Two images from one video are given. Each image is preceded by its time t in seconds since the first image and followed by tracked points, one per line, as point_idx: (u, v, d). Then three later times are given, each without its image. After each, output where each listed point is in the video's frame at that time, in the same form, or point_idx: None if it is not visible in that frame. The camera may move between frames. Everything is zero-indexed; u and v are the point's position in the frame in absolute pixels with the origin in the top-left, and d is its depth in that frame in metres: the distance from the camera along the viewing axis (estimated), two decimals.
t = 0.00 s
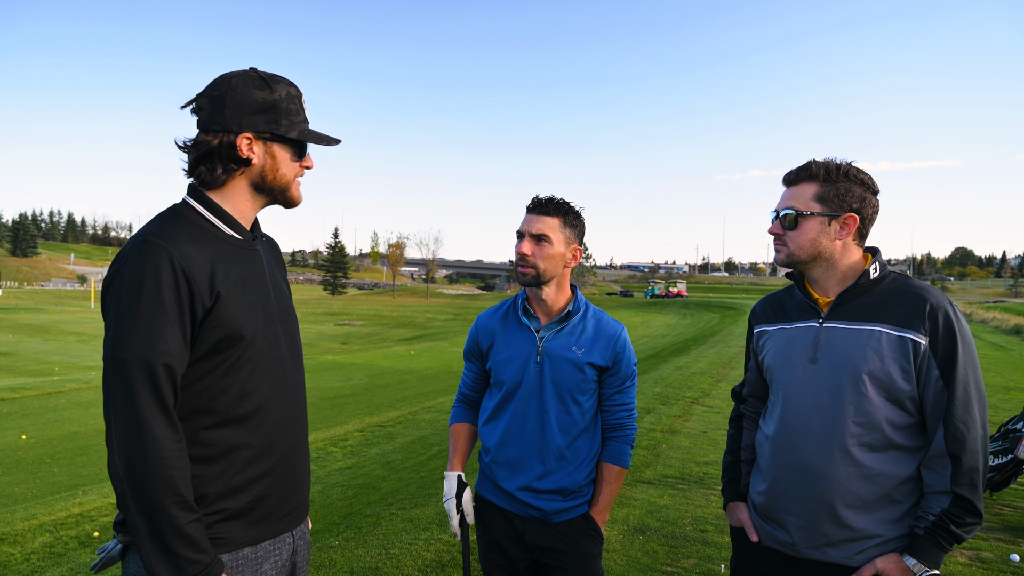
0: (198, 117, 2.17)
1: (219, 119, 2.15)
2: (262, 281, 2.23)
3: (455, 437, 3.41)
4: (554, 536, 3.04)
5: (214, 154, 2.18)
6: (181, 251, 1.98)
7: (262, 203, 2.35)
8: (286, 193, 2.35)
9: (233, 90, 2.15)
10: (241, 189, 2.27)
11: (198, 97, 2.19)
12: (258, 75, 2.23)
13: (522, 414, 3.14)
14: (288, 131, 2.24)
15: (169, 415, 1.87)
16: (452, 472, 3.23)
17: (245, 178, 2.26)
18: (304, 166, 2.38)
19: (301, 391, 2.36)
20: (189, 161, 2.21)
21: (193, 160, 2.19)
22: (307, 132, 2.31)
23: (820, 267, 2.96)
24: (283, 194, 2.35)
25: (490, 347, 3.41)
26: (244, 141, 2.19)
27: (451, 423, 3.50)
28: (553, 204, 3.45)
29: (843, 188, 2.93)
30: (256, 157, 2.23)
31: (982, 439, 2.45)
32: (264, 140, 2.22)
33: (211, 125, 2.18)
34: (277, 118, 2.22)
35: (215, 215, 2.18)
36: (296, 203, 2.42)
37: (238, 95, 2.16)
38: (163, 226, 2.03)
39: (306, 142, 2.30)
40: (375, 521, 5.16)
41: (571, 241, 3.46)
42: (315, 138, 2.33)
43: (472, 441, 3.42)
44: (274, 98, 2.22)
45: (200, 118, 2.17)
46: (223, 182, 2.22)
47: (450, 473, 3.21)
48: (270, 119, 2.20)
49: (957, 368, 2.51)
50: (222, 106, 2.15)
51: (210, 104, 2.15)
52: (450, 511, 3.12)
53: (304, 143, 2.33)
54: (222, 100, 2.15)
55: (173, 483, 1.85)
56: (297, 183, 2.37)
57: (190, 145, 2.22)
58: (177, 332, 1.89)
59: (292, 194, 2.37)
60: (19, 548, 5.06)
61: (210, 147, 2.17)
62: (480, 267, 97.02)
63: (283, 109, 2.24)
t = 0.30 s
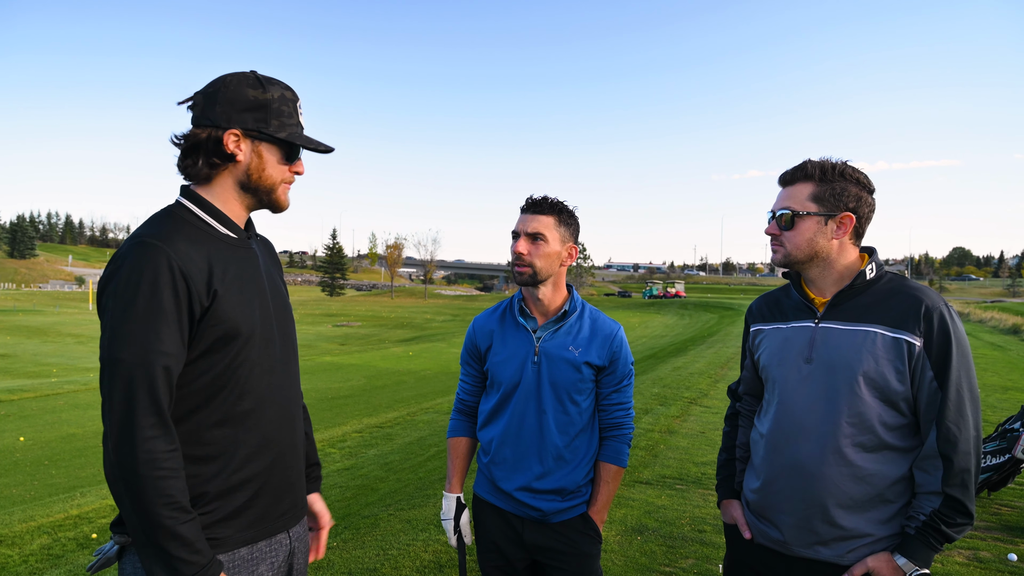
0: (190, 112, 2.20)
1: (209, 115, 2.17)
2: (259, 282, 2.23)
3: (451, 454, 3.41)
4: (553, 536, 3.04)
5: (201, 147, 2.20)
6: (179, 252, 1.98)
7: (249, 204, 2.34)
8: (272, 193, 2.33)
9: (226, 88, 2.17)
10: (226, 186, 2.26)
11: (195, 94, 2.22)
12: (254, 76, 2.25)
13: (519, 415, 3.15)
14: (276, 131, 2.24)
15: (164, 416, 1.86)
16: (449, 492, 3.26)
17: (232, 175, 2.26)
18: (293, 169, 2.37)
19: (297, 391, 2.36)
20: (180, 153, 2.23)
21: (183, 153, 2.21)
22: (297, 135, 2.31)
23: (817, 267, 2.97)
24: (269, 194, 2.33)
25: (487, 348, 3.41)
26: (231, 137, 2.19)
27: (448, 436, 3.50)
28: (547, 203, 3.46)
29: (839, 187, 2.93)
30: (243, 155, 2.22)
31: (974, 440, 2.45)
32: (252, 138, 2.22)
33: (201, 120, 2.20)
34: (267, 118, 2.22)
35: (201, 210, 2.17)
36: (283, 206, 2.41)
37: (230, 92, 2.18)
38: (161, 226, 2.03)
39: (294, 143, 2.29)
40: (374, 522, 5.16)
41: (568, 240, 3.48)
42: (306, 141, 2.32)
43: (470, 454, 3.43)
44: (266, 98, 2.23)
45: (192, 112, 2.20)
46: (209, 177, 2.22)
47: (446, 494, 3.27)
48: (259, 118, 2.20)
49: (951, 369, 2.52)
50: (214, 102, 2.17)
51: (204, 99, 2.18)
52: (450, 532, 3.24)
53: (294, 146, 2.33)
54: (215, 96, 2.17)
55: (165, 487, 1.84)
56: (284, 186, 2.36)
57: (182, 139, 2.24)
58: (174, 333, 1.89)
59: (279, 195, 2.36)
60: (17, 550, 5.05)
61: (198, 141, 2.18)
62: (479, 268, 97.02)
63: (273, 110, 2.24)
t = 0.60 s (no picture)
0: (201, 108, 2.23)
1: (217, 113, 2.19)
2: (253, 281, 2.24)
3: (451, 456, 3.42)
4: (552, 536, 3.05)
5: (205, 143, 2.22)
6: (169, 248, 1.98)
7: (245, 207, 2.34)
8: (269, 198, 2.33)
9: (237, 89, 2.20)
10: (225, 185, 2.27)
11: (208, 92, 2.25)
12: (267, 82, 2.27)
13: (518, 415, 3.16)
14: (279, 137, 2.24)
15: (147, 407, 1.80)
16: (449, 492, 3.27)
17: (231, 175, 2.26)
18: (295, 178, 2.37)
19: (292, 391, 2.37)
20: (186, 148, 2.26)
21: (189, 146, 2.24)
22: (301, 144, 2.30)
23: (812, 266, 2.98)
24: (266, 198, 2.33)
25: (487, 348, 3.42)
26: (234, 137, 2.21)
27: (447, 436, 3.51)
28: (545, 202, 3.48)
29: (834, 187, 2.95)
30: (243, 156, 2.23)
31: (968, 441, 2.47)
32: (254, 141, 2.23)
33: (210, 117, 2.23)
34: (272, 123, 2.23)
35: (198, 208, 2.19)
36: (280, 213, 2.40)
37: (240, 92, 2.20)
38: (152, 224, 2.04)
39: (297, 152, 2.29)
40: (372, 523, 5.17)
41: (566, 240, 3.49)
42: (309, 152, 2.32)
43: (470, 455, 3.44)
44: (274, 104, 2.24)
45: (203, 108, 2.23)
46: (209, 174, 2.24)
47: (445, 494, 3.28)
48: (263, 121, 2.22)
49: (946, 369, 2.53)
50: (223, 101, 2.19)
51: (215, 97, 2.21)
52: (450, 532, 3.24)
53: (298, 155, 2.32)
54: (225, 95, 2.20)
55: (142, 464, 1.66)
56: (282, 194, 2.36)
57: (190, 133, 2.28)
58: (160, 326, 1.87)
59: (277, 201, 2.36)
60: (16, 550, 5.06)
61: (203, 137, 2.20)
62: (478, 268, 97.05)
63: (280, 116, 2.25)
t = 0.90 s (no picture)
0: (194, 114, 2.19)
1: (215, 118, 2.17)
2: (253, 281, 2.25)
3: (451, 456, 3.42)
4: (553, 536, 3.05)
5: (206, 151, 2.20)
6: (169, 249, 1.99)
7: (253, 205, 2.36)
8: (276, 196, 2.35)
9: (231, 91, 2.18)
10: (231, 188, 2.28)
11: (198, 96, 2.21)
12: (258, 78, 2.25)
13: (519, 415, 3.16)
14: (281, 134, 2.25)
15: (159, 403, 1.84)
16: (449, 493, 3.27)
17: (237, 177, 2.27)
18: (296, 171, 2.39)
19: (292, 391, 2.38)
20: (184, 157, 2.23)
21: (187, 156, 2.22)
22: (301, 137, 2.32)
23: (812, 265, 2.98)
24: (274, 196, 2.35)
25: (488, 347, 3.43)
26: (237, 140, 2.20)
27: (448, 436, 3.51)
28: (547, 203, 3.48)
29: (834, 186, 2.95)
30: (249, 158, 2.23)
31: (969, 440, 2.47)
32: (258, 141, 2.23)
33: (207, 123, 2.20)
34: (272, 121, 2.24)
35: (202, 212, 2.20)
36: (286, 207, 2.43)
37: (236, 95, 2.18)
38: (151, 225, 2.03)
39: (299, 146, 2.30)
40: (373, 522, 5.17)
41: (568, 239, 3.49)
42: (309, 144, 2.33)
43: (470, 455, 3.45)
44: (271, 101, 2.24)
45: (197, 115, 2.19)
46: (215, 181, 2.24)
47: (446, 494, 3.28)
48: (265, 121, 2.22)
49: (946, 369, 2.53)
50: (220, 106, 2.17)
51: (209, 102, 2.17)
52: (449, 533, 3.24)
53: (298, 148, 2.34)
54: (220, 99, 2.17)
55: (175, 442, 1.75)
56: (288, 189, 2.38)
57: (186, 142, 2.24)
58: (163, 328, 1.89)
59: (283, 197, 2.38)
60: (17, 550, 5.06)
61: (204, 145, 2.19)
62: (478, 268, 97.07)
63: (279, 113, 2.25)
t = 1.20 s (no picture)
0: (188, 114, 2.19)
1: (209, 118, 2.16)
2: (249, 281, 2.24)
3: (451, 458, 3.43)
4: (551, 536, 3.05)
5: (202, 151, 2.20)
6: (167, 249, 1.99)
7: (250, 203, 2.37)
8: (274, 193, 2.36)
9: (224, 90, 2.17)
10: (228, 188, 2.29)
11: (189, 95, 2.20)
12: (250, 76, 2.25)
13: (518, 414, 3.16)
14: (277, 132, 2.26)
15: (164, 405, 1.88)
16: (449, 495, 3.27)
17: (234, 176, 2.28)
18: (292, 168, 2.40)
19: (290, 390, 2.38)
20: (179, 157, 2.22)
21: (182, 157, 2.21)
22: (297, 134, 2.33)
23: (811, 264, 2.99)
24: (271, 194, 2.36)
25: (487, 346, 3.43)
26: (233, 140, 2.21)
27: (448, 437, 3.52)
28: (547, 202, 3.48)
29: (833, 185, 2.96)
30: (245, 157, 2.24)
31: (968, 439, 2.47)
32: (254, 140, 2.24)
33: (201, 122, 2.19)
34: (267, 119, 2.24)
35: (199, 212, 2.19)
36: (284, 204, 2.44)
37: (229, 94, 2.18)
38: (147, 225, 2.03)
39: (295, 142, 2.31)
40: (371, 522, 5.17)
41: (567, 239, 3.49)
42: (305, 140, 2.34)
43: (470, 457, 3.45)
44: (265, 99, 2.24)
45: (190, 115, 2.19)
46: (211, 181, 2.24)
47: (446, 495, 3.28)
48: (260, 120, 2.22)
49: (944, 367, 2.54)
50: (213, 105, 2.16)
51: (201, 101, 2.17)
52: (447, 535, 3.24)
53: (293, 145, 2.35)
54: (213, 98, 2.16)
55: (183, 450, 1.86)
56: (285, 186, 2.40)
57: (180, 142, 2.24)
58: (165, 328, 1.89)
59: (280, 194, 2.39)
60: (15, 550, 5.06)
61: (199, 146, 2.18)
62: (477, 268, 97.05)
63: (273, 111, 2.26)
